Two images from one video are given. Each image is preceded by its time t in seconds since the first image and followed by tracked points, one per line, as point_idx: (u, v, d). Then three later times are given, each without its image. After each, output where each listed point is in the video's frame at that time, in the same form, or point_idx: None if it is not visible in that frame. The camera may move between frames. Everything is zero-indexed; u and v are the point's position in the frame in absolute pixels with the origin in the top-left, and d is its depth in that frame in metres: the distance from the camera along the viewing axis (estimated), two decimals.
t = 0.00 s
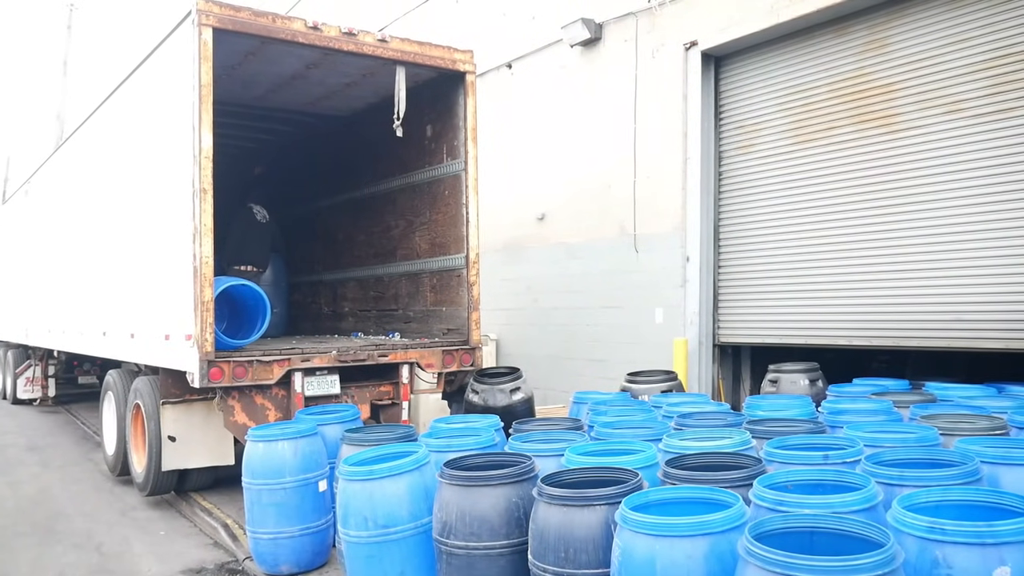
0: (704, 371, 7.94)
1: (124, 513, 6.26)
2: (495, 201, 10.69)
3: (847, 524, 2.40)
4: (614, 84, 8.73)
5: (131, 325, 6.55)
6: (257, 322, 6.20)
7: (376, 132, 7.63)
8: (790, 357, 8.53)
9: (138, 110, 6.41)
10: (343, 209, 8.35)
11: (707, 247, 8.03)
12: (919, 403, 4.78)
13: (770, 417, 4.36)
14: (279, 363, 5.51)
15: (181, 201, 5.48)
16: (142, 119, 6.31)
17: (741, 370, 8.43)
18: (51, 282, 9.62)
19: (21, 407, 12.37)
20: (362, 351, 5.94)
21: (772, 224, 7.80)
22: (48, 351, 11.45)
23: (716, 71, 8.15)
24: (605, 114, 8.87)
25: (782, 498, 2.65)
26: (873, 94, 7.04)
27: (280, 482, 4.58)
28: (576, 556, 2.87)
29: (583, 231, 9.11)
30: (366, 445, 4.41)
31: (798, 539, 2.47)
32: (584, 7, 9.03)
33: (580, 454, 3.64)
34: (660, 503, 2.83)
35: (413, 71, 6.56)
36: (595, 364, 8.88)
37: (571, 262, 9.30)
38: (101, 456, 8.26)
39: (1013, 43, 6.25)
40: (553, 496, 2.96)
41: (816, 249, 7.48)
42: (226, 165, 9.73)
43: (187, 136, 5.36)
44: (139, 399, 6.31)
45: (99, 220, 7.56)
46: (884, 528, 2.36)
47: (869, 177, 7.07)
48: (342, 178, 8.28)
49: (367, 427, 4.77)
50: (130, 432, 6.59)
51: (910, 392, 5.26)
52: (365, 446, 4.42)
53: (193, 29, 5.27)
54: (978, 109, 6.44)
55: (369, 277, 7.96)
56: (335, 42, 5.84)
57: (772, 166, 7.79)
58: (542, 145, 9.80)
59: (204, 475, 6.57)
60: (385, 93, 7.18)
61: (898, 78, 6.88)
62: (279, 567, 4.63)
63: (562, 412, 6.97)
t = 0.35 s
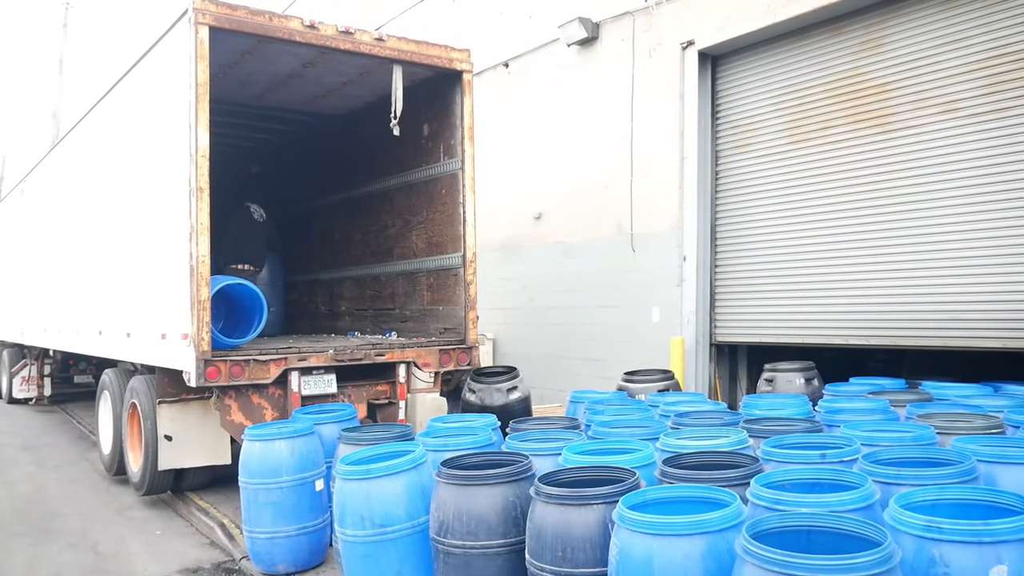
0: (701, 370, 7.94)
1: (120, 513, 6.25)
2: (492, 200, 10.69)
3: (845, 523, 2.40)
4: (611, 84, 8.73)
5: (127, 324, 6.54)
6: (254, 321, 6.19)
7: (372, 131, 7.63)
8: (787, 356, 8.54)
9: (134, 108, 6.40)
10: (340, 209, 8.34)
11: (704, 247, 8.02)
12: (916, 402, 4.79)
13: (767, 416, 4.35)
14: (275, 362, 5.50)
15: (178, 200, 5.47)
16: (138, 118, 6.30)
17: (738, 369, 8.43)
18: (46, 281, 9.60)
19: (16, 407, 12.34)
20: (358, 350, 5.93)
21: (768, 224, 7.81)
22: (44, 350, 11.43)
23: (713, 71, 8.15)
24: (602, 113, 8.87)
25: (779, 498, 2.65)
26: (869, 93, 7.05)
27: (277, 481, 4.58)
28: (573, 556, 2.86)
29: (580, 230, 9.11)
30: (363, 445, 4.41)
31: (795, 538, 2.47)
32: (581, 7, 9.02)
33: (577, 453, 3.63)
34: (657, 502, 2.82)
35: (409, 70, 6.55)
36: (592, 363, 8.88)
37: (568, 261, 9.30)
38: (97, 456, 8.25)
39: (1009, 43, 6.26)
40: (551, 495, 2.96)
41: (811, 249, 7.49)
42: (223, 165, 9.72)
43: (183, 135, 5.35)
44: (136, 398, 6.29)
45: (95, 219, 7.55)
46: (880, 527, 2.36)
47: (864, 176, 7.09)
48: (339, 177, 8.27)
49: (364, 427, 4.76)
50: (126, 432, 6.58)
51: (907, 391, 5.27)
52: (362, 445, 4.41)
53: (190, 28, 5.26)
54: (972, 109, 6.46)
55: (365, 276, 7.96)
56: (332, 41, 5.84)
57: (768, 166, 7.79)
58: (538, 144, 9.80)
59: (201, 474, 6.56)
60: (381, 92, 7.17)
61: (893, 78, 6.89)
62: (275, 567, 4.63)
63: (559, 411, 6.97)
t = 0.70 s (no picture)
0: (697, 370, 7.95)
1: (115, 513, 6.24)
2: (488, 200, 10.69)
3: (841, 523, 2.41)
4: (607, 84, 8.74)
5: (123, 324, 6.53)
6: (250, 321, 6.19)
7: (369, 131, 7.62)
8: (782, 357, 8.55)
9: (130, 108, 6.39)
10: (336, 209, 8.34)
11: (700, 247, 8.03)
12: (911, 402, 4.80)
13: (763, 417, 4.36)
14: (271, 363, 5.50)
15: (174, 200, 5.46)
16: (134, 118, 6.29)
17: (734, 370, 8.44)
18: (41, 281, 9.58)
19: (11, 407, 12.31)
20: (354, 350, 5.93)
21: (765, 224, 7.82)
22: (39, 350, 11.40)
23: (710, 71, 8.16)
24: (598, 114, 8.88)
25: (775, 498, 2.66)
26: (866, 93, 7.07)
27: (273, 482, 4.57)
28: (570, 556, 2.86)
29: (576, 231, 9.12)
30: (359, 445, 4.40)
31: (791, 538, 2.47)
32: (578, 7, 9.03)
33: (573, 453, 3.63)
34: (654, 502, 2.83)
35: (406, 70, 6.55)
36: (588, 363, 8.89)
37: (564, 262, 9.30)
38: (92, 456, 8.23)
39: (1006, 44, 6.28)
40: (547, 495, 2.96)
41: (808, 249, 7.50)
42: (218, 164, 9.70)
43: (179, 134, 5.35)
44: (131, 398, 6.28)
45: (90, 219, 7.53)
46: (876, 527, 2.37)
47: (862, 177, 7.10)
48: (335, 177, 8.26)
49: (360, 427, 4.76)
50: (121, 432, 6.56)
51: (902, 391, 5.28)
52: (358, 446, 4.41)
53: (186, 27, 5.24)
54: (970, 109, 6.47)
55: (361, 276, 7.95)
56: (328, 41, 5.83)
57: (765, 167, 7.80)
58: (535, 145, 9.80)
59: (196, 474, 6.55)
60: (378, 92, 7.17)
61: (891, 78, 6.91)
62: (271, 567, 4.62)
63: (554, 411, 6.97)
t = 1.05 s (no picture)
0: (697, 370, 7.95)
1: (116, 512, 6.24)
2: (488, 200, 10.69)
3: (843, 523, 2.40)
4: (607, 83, 8.74)
5: (123, 323, 6.52)
6: (250, 320, 6.19)
7: (369, 131, 7.62)
8: (782, 356, 8.55)
9: (130, 107, 6.38)
10: (336, 208, 8.33)
11: (701, 247, 8.03)
12: (912, 402, 4.79)
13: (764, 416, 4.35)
14: (271, 362, 5.49)
15: (174, 199, 5.46)
16: (134, 117, 6.28)
17: (734, 369, 8.44)
18: (41, 280, 9.57)
19: (10, 406, 12.30)
20: (354, 349, 5.92)
21: (764, 224, 7.82)
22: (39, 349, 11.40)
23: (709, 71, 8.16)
24: (598, 113, 8.87)
25: (777, 497, 2.65)
26: (865, 93, 7.07)
27: (273, 481, 4.57)
28: (571, 556, 2.86)
29: (576, 230, 9.11)
30: (359, 445, 4.39)
31: (794, 537, 2.47)
32: (578, 6, 9.03)
33: (574, 453, 3.63)
34: (656, 502, 2.82)
35: (406, 69, 6.55)
36: (588, 363, 8.89)
37: (564, 261, 9.30)
38: (92, 455, 8.22)
39: (1006, 44, 6.27)
40: (549, 495, 2.96)
41: (807, 249, 7.50)
42: (218, 163, 9.69)
43: (180, 133, 5.34)
44: (131, 398, 6.28)
45: (90, 218, 7.53)
46: (879, 526, 2.37)
47: (861, 177, 7.09)
48: (335, 176, 8.25)
49: (360, 426, 4.75)
50: (121, 431, 6.56)
51: (903, 391, 5.28)
52: (358, 445, 4.40)
53: (186, 26, 5.24)
54: (969, 109, 6.47)
55: (361, 275, 7.95)
56: (328, 40, 5.83)
57: (764, 166, 7.80)
58: (535, 144, 9.80)
59: (196, 474, 6.55)
60: (378, 92, 7.17)
61: (890, 78, 6.91)
62: (271, 566, 4.61)
63: (554, 411, 6.96)
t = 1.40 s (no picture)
0: (697, 371, 7.95)
1: (115, 515, 6.23)
2: (488, 201, 10.69)
3: (846, 525, 2.40)
4: (607, 85, 8.74)
5: (123, 325, 6.52)
6: (250, 322, 6.18)
7: (369, 132, 7.62)
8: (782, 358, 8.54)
9: (130, 108, 6.38)
10: (336, 210, 8.33)
11: (701, 249, 8.03)
12: (913, 403, 4.79)
13: (766, 418, 4.35)
14: (272, 364, 5.48)
15: (174, 201, 5.46)
16: (134, 119, 6.28)
17: (734, 371, 8.44)
18: (40, 282, 9.56)
19: (9, 408, 12.29)
20: (355, 351, 5.91)
21: (765, 225, 7.82)
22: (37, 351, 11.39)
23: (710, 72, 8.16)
24: (597, 115, 8.88)
25: (780, 499, 2.65)
26: (867, 94, 7.07)
27: (274, 483, 4.56)
28: (574, 558, 2.86)
29: (576, 231, 9.11)
30: (360, 447, 4.38)
31: (797, 540, 2.46)
32: (578, 7, 9.03)
33: (576, 455, 3.63)
34: (658, 504, 2.82)
35: (406, 71, 6.54)
36: (588, 364, 8.88)
37: (564, 263, 9.30)
38: (91, 457, 8.21)
39: (1007, 46, 6.28)
40: (551, 497, 2.95)
41: (808, 250, 7.50)
42: (218, 165, 9.69)
43: (180, 135, 5.34)
44: (131, 400, 6.27)
45: (90, 219, 7.52)
46: (883, 529, 2.36)
47: (863, 178, 7.09)
48: (335, 177, 8.25)
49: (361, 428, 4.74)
50: (121, 433, 6.55)
51: (904, 392, 5.27)
52: (359, 447, 4.39)
53: (186, 28, 5.24)
54: (971, 110, 6.47)
55: (361, 277, 7.94)
56: (329, 41, 5.83)
57: (765, 168, 7.80)
58: (534, 145, 9.80)
59: (196, 476, 6.53)
60: (378, 93, 7.17)
61: (891, 79, 6.91)
62: (272, 569, 4.60)
63: (555, 413, 6.95)
